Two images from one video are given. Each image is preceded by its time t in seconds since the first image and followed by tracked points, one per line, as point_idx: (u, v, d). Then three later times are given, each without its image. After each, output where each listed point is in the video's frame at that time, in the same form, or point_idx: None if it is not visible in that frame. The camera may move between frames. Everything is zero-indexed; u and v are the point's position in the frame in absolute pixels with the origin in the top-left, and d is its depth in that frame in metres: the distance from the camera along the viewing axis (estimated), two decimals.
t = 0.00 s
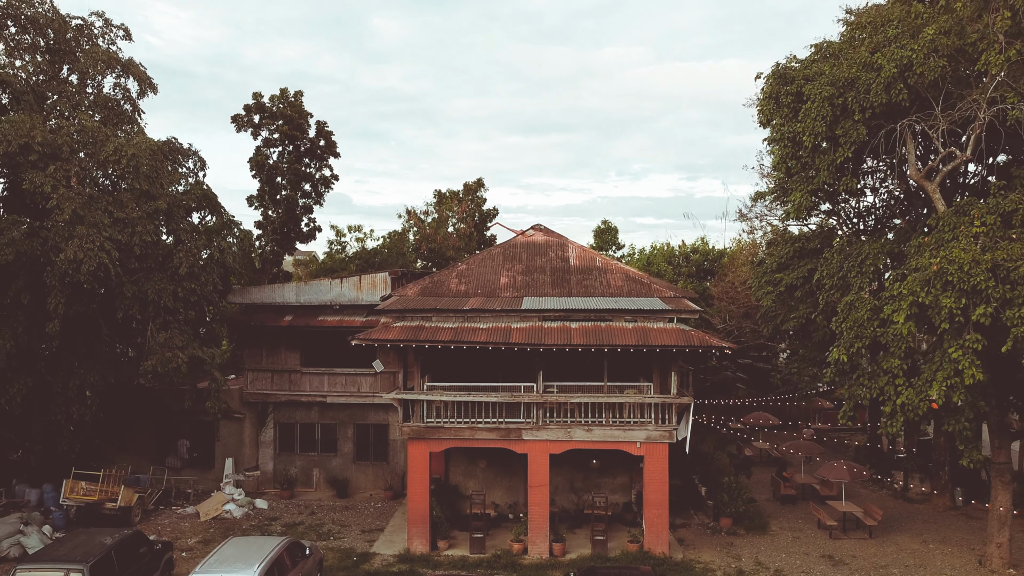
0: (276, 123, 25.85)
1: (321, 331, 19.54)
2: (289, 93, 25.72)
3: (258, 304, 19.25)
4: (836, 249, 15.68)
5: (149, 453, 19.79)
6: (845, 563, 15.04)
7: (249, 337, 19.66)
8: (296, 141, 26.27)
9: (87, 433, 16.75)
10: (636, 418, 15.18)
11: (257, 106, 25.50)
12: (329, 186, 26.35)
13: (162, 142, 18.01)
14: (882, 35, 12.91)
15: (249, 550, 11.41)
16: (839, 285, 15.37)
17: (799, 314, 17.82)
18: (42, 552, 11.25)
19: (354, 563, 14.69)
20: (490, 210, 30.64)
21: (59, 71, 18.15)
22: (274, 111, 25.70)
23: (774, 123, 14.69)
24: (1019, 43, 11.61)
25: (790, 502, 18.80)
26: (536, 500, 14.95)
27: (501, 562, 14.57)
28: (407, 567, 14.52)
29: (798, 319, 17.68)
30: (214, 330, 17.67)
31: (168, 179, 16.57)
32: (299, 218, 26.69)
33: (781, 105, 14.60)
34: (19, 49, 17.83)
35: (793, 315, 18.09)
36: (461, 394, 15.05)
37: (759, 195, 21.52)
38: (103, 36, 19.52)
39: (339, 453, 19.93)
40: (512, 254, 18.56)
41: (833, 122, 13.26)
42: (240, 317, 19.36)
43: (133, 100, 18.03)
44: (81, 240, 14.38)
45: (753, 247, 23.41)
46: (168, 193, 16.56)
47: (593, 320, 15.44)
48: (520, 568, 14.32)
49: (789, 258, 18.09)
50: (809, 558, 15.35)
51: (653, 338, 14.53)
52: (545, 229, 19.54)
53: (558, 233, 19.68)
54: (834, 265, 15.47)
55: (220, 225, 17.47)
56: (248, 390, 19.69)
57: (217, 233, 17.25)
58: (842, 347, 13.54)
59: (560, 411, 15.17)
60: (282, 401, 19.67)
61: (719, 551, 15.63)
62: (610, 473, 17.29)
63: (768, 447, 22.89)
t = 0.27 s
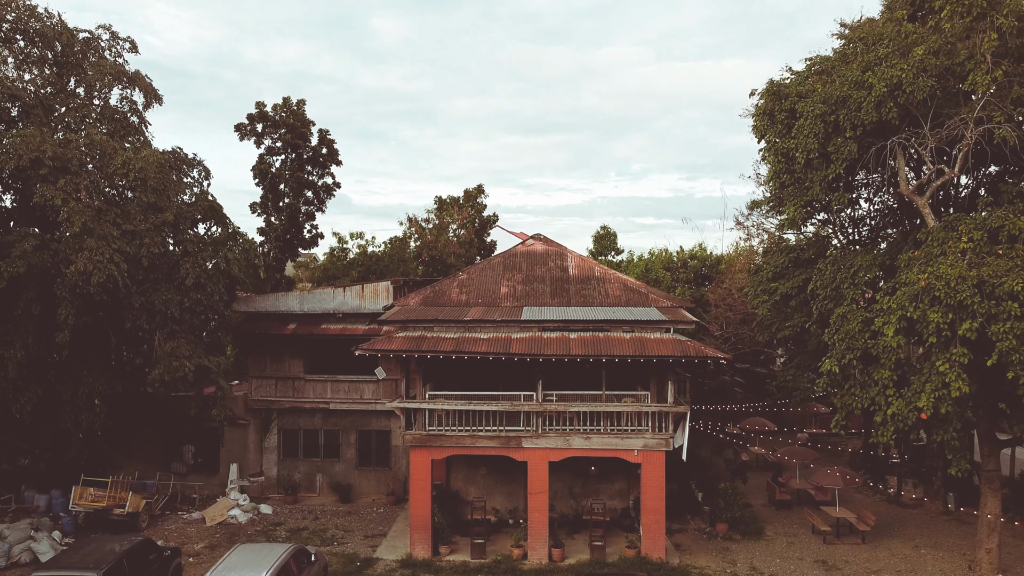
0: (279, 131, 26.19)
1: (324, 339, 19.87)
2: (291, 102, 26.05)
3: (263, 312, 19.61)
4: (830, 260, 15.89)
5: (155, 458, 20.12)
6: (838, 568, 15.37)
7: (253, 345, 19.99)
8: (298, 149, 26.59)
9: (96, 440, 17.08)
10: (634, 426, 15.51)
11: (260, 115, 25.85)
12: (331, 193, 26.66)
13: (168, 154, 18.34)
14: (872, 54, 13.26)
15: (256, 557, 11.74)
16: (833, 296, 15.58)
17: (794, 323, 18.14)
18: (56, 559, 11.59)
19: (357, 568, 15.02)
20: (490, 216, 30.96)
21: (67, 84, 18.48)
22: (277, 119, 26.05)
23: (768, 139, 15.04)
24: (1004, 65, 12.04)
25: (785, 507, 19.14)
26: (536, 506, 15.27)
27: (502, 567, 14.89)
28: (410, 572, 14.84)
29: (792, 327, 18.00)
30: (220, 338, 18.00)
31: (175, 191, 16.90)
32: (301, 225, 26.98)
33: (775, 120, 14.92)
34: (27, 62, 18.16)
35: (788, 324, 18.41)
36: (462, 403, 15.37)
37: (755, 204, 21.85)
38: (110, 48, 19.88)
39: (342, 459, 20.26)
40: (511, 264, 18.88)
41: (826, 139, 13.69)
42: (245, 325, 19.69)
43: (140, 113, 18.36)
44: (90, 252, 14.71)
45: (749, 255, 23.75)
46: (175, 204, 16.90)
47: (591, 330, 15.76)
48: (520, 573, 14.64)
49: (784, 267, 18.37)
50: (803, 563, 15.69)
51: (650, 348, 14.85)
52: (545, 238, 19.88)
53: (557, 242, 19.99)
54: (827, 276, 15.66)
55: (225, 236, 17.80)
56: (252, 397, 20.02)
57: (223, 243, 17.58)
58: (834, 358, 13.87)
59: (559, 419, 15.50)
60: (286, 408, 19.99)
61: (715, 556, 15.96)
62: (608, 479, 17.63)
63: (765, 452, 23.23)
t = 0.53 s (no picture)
0: (282, 139, 26.51)
1: (327, 346, 20.21)
2: (294, 111, 26.39)
3: (267, 321, 19.95)
4: (824, 271, 16.08)
5: (161, 464, 20.46)
6: (831, 573, 15.71)
7: (258, 352, 20.34)
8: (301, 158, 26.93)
9: (104, 447, 17.42)
10: (631, 434, 15.85)
11: (264, 123, 26.17)
12: (334, 201, 26.98)
13: (175, 166, 18.67)
14: (864, 72, 13.57)
15: (264, 563, 12.09)
16: (828, 307, 15.75)
17: (790, 330, 18.45)
18: (69, 566, 11.94)
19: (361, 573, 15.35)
20: (490, 222, 31.28)
21: (75, 97, 18.81)
22: (280, 127, 26.36)
23: (762, 153, 15.39)
24: (991, 85, 12.40)
25: (780, 512, 19.47)
26: (536, 512, 15.62)
27: (502, 572, 15.23)
28: None
29: (788, 335, 18.34)
30: (226, 347, 18.35)
31: (182, 203, 17.23)
32: (304, 233, 27.31)
33: (770, 135, 15.23)
34: (36, 75, 18.49)
35: (784, 332, 18.73)
36: (463, 411, 15.72)
37: (751, 212, 22.16)
38: (116, 60, 20.23)
39: (345, 464, 20.59)
40: (512, 272, 19.19)
41: (818, 155, 14.03)
42: (250, 333, 20.02)
43: (147, 125, 18.70)
44: (100, 264, 15.05)
45: (746, 262, 24.06)
46: (182, 216, 17.23)
47: (590, 340, 16.11)
48: None
49: (780, 276, 18.64)
50: (797, 568, 16.03)
51: (648, 358, 15.20)
52: (545, 247, 20.18)
53: (556, 251, 20.31)
54: (821, 287, 15.93)
55: (231, 247, 18.13)
56: (257, 403, 20.36)
57: (230, 254, 17.92)
58: (827, 368, 14.23)
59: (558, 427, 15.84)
60: (290, 414, 20.33)
61: (711, 561, 16.30)
62: (607, 484, 17.99)
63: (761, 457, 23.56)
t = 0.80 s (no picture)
0: (285, 148, 26.85)
1: (330, 353, 20.56)
2: (297, 119, 26.74)
3: (272, 328, 20.30)
4: (818, 281, 16.44)
5: (167, 469, 20.82)
6: None
7: (263, 359, 20.71)
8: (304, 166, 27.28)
9: (113, 453, 17.77)
10: (629, 441, 16.20)
11: (267, 132, 26.52)
12: (336, 208, 27.35)
13: (181, 177, 19.02)
14: (856, 89, 13.93)
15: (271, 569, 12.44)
16: (821, 316, 16.13)
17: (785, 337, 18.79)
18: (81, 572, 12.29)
19: None
20: (490, 228, 31.64)
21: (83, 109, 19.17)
22: (283, 136, 26.69)
23: (757, 167, 15.75)
24: (978, 103, 12.75)
25: (776, 516, 19.83)
26: (536, 518, 15.97)
27: None
28: None
29: (783, 343, 18.70)
30: (232, 355, 18.71)
31: (189, 214, 17.57)
32: (307, 240, 27.69)
33: (764, 150, 15.60)
34: (45, 88, 18.85)
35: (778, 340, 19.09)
36: (464, 419, 16.06)
37: (747, 221, 22.52)
38: (123, 72, 20.55)
39: (348, 469, 20.94)
40: (512, 281, 19.54)
41: (810, 171, 14.39)
42: (254, 340, 20.37)
43: (153, 137, 19.05)
44: (109, 275, 15.39)
45: (742, 269, 24.42)
46: (189, 227, 17.57)
47: (589, 349, 16.46)
48: None
49: (775, 284, 18.93)
50: (792, 572, 16.37)
51: (645, 367, 15.55)
52: (544, 256, 20.53)
53: (556, 259, 20.67)
54: (815, 297, 16.29)
55: (237, 257, 18.48)
56: (262, 409, 20.72)
57: (236, 264, 18.28)
58: (819, 378, 14.59)
59: (558, 434, 16.19)
60: (294, 420, 20.68)
61: (707, 565, 16.65)
62: (605, 489, 18.35)
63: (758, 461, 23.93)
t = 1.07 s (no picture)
0: (288, 155, 27.20)
1: (334, 359, 20.91)
2: (300, 127, 27.07)
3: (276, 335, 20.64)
4: (812, 290, 16.80)
5: (173, 473, 21.17)
6: None
7: (268, 365, 21.06)
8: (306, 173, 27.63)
9: (121, 459, 18.12)
10: (627, 447, 16.56)
11: (270, 140, 26.86)
12: (338, 215, 27.71)
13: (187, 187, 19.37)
14: (848, 105, 14.28)
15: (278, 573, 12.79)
16: (815, 325, 16.51)
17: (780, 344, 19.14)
18: None
19: None
20: (490, 233, 31.99)
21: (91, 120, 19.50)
22: (287, 143, 27.02)
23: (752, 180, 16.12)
24: (967, 120, 13.08)
25: (771, 520, 20.18)
26: (535, 522, 16.33)
27: None
28: None
29: (778, 350, 19.07)
30: (237, 362, 19.06)
31: (195, 225, 17.91)
32: (310, 246, 28.07)
33: (759, 163, 15.96)
34: (54, 99, 19.18)
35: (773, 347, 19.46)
36: (466, 426, 16.41)
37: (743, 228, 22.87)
38: (130, 83, 20.95)
39: (351, 473, 21.29)
40: (512, 289, 19.88)
41: (803, 185, 14.76)
42: (259, 347, 20.71)
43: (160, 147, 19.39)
44: (118, 285, 15.73)
45: (739, 276, 24.77)
46: (196, 237, 17.91)
47: (588, 358, 16.81)
48: None
49: (770, 293, 19.22)
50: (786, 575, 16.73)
51: (643, 375, 15.90)
52: (544, 263, 20.87)
53: (555, 267, 21.01)
54: (809, 305, 16.65)
55: (243, 266, 18.82)
56: (266, 414, 21.06)
57: (242, 273, 18.63)
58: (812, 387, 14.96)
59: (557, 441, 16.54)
60: (298, 425, 21.03)
61: (704, 569, 17.00)
62: (603, 494, 18.71)
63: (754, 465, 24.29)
